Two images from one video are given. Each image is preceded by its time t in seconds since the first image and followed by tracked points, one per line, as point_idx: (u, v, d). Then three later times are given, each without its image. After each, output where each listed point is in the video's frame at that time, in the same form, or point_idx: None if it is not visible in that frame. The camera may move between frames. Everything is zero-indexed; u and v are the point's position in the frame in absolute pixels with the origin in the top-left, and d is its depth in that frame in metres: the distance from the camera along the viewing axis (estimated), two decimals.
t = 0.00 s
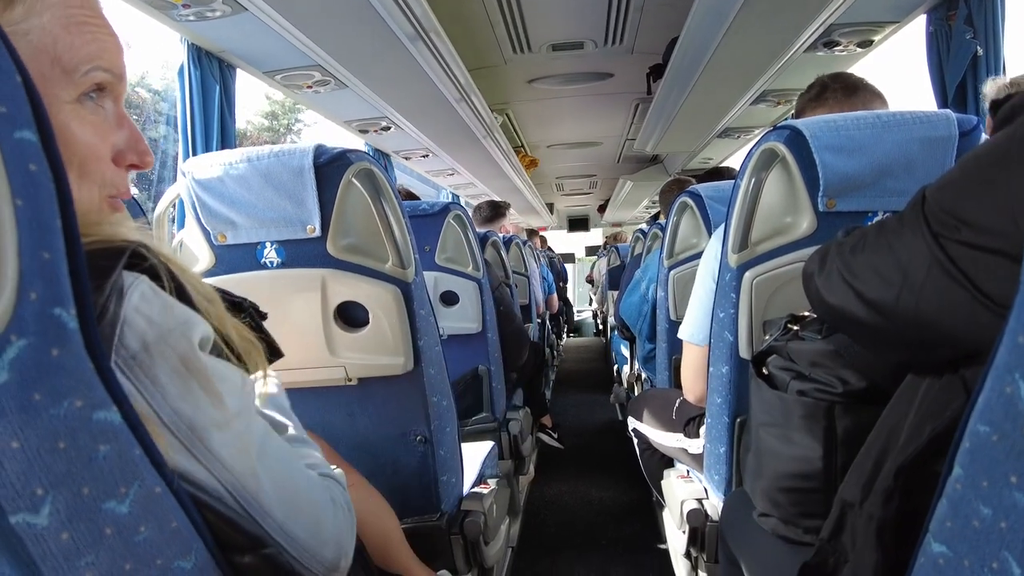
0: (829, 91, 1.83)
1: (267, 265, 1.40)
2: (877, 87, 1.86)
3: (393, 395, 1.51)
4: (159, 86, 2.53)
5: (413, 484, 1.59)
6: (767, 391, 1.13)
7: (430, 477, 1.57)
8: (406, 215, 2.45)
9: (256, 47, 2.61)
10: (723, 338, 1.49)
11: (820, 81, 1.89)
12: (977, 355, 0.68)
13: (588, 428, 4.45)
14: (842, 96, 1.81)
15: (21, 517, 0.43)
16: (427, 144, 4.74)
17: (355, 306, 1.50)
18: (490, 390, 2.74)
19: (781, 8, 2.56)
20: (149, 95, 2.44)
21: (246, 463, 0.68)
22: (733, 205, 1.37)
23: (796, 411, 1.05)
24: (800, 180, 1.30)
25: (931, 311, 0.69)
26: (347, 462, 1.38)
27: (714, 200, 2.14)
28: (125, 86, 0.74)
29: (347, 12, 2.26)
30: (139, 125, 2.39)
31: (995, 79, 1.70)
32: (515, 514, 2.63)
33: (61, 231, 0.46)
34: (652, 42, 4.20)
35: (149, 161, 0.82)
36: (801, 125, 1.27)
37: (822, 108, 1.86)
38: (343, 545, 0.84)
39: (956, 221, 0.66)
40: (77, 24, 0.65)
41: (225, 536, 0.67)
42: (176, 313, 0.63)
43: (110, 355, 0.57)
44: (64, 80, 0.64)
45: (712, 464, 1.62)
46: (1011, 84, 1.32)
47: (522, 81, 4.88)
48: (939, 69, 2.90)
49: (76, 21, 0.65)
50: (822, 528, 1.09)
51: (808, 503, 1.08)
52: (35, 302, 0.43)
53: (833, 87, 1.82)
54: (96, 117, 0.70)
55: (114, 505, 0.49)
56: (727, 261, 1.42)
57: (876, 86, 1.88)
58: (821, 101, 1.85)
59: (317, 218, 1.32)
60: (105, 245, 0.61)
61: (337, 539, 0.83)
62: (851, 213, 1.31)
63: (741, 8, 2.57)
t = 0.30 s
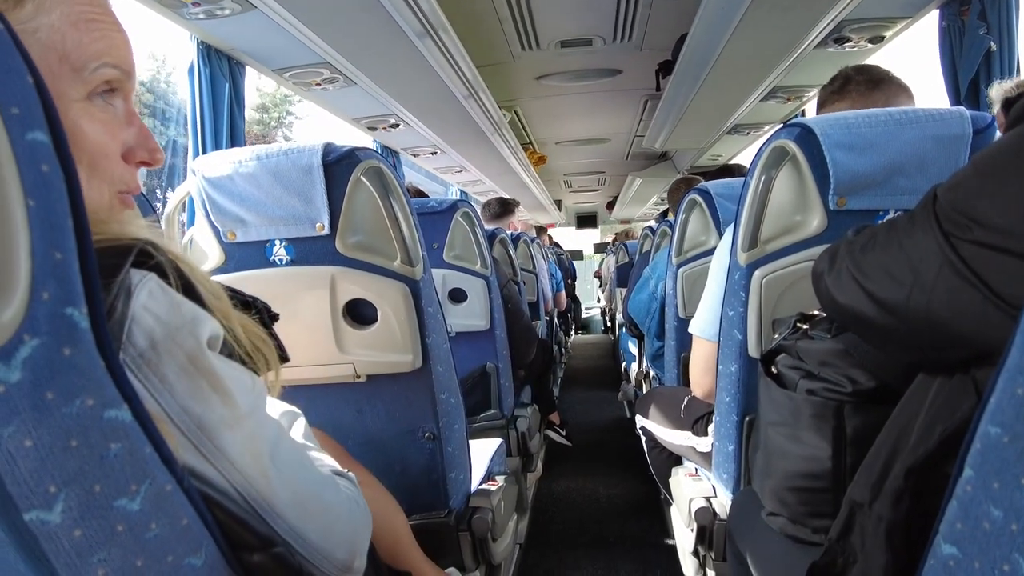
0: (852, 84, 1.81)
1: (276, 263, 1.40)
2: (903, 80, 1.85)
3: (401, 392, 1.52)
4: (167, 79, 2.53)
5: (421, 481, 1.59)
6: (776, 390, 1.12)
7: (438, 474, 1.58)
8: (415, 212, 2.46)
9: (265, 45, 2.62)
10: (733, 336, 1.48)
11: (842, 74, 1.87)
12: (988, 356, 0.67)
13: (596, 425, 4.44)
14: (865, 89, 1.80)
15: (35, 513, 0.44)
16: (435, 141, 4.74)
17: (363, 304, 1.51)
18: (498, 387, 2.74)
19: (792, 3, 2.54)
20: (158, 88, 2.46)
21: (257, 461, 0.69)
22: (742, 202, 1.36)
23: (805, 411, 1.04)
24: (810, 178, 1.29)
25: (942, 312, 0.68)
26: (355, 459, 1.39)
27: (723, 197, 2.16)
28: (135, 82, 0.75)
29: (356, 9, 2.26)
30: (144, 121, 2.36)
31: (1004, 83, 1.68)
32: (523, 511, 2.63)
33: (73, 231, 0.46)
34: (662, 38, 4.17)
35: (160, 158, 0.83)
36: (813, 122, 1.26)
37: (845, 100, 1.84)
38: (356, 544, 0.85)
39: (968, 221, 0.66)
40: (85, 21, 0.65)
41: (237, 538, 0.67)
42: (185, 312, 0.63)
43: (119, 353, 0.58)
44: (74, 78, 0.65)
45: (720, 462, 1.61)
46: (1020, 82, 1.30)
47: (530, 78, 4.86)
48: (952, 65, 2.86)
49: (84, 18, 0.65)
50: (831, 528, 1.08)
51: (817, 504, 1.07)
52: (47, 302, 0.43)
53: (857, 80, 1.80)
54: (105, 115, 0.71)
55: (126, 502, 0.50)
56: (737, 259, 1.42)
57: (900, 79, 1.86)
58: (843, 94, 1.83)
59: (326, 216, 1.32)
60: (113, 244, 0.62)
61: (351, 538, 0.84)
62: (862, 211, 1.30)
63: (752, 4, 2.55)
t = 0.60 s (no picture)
0: (856, 77, 1.79)
1: (287, 260, 1.41)
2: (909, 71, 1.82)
3: (412, 389, 1.53)
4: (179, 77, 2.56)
5: (431, 477, 1.60)
6: (788, 388, 1.11)
7: (448, 471, 1.59)
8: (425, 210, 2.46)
9: (275, 43, 2.63)
10: (744, 334, 1.47)
11: (846, 66, 1.85)
12: (1004, 355, 0.66)
13: (605, 422, 4.44)
14: (870, 81, 1.78)
15: (55, 507, 0.45)
16: (444, 138, 4.74)
17: (374, 300, 1.51)
18: (507, 384, 2.75)
19: None
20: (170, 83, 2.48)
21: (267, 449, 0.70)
22: (755, 201, 1.36)
23: (817, 409, 1.03)
24: (823, 175, 1.28)
25: (957, 309, 0.67)
26: (366, 455, 1.39)
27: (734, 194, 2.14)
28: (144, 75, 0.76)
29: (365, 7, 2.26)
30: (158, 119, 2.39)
31: (1014, 84, 1.65)
32: (533, 508, 2.64)
33: (91, 231, 0.46)
34: (672, 34, 4.14)
35: (174, 149, 0.84)
36: (825, 118, 1.25)
37: (848, 95, 1.82)
38: (360, 515, 0.86)
39: (985, 218, 0.65)
40: (92, 15, 0.66)
41: (251, 530, 0.66)
42: (197, 307, 0.63)
43: (135, 347, 0.59)
44: (83, 72, 0.66)
45: (730, 460, 1.61)
46: None
47: (540, 74, 4.85)
48: (966, 59, 2.82)
49: (90, 12, 0.66)
50: (843, 527, 1.07)
51: (828, 502, 1.06)
52: (66, 300, 0.44)
53: (862, 72, 1.78)
54: (115, 108, 0.72)
55: (143, 498, 0.50)
56: (748, 256, 1.41)
57: (906, 69, 1.83)
58: (848, 87, 1.81)
59: (337, 213, 1.33)
60: (128, 242, 0.63)
61: (354, 514, 0.85)
62: (876, 208, 1.28)
63: None
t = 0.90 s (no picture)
0: (856, 72, 1.77)
1: (297, 255, 1.41)
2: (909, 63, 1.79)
3: (421, 383, 1.53)
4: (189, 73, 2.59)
5: (441, 472, 1.61)
6: (798, 382, 1.10)
7: (457, 465, 1.59)
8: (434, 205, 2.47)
9: (285, 40, 2.64)
10: (754, 329, 1.46)
11: (845, 61, 1.83)
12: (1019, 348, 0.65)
13: (614, 419, 4.43)
14: (870, 75, 1.75)
15: (68, 495, 0.45)
16: (453, 134, 4.75)
17: (384, 295, 1.52)
18: (516, 379, 2.75)
19: None
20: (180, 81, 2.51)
21: (279, 439, 0.71)
22: (764, 194, 1.34)
23: (828, 403, 1.02)
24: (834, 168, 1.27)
25: (972, 302, 0.66)
26: (375, 449, 1.40)
27: (744, 188, 2.13)
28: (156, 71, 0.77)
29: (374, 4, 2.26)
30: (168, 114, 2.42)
31: None
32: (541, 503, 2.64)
33: (102, 222, 0.47)
34: (683, 29, 4.11)
35: (185, 146, 0.85)
36: (836, 111, 1.23)
37: (848, 90, 1.80)
38: (375, 512, 0.87)
39: (1000, 210, 0.64)
40: (106, 11, 0.67)
41: (261, 520, 0.68)
42: (209, 297, 0.64)
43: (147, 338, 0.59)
44: (98, 67, 0.67)
45: (741, 456, 1.60)
46: None
47: (549, 70, 4.84)
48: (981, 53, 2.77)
49: (105, 9, 0.67)
50: (853, 522, 1.06)
51: (839, 497, 1.06)
52: (79, 289, 0.44)
53: (860, 67, 1.76)
54: (127, 103, 0.73)
55: (155, 486, 0.51)
56: (758, 250, 1.40)
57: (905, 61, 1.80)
58: (848, 83, 1.80)
59: (347, 208, 1.33)
60: (140, 234, 0.64)
61: (369, 507, 0.85)
62: (887, 202, 1.27)
63: None
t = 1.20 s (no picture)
0: (869, 67, 1.76)
1: (309, 251, 1.42)
2: (927, 57, 1.77)
3: (432, 379, 1.54)
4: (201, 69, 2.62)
5: (452, 467, 1.61)
6: (811, 379, 1.10)
7: (468, 460, 1.60)
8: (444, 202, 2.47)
9: (296, 37, 2.65)
10: (766, 326, 1.45)
11: (861, 56, 1.81)
12: None
13: (624, 416, 4.43)
14: (883, 71, 1.74)
15: (90, 483, 0.46)
16: (463, 131, 4.74)
17: (394, 291, 1.52)
18: (526, 376, 2.75)
19: None
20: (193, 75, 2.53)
21: (294, 432, 0.71)
22: (777, 190, 1.34)
23: (841, 399, 1.02)
24: (848, 163, 1.25)
25: (992, 297, 0.66)
26: (386, 444, 1.40)
27: (756, 184, 2.11)
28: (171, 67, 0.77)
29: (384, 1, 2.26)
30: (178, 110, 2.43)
31: None
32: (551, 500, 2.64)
33: (123, 214, 0.47)
34: (694, 25, 4.09)
35: (198, 141, 0.85)
36: (850, 106, 1.22)
37: (861, 86, 1.79)
38: (388, 507, 0.87)
39: (1021, 203, 0.63)
40: (123, 6, 0.68)
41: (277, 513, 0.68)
42: (225, 290, 0.64)
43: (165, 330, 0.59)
44: (115, 62, 0.68)
45: (751, 453, 1.59)
46: None
47: (559, 67, 4.82)
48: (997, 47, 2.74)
49: (122, 4, 0.67)
50: (866, 520, 1.06)
51: (851, 494, 1.05)
52: (100, 279, 0.45)
53: (874, 62, 1.74)
54: (143, 98, 0.74)
55: (173, 476, 0.51)
56: (771, 246, 1.39)
57: (924, 56, 1.77)
58: (861, 79, 1.79)
59: (359, 204, 1.33)
60: (156, 227, 0.64)
61: (381, 503, 0.86)
62: (902, 198, 1.25)
63: None
